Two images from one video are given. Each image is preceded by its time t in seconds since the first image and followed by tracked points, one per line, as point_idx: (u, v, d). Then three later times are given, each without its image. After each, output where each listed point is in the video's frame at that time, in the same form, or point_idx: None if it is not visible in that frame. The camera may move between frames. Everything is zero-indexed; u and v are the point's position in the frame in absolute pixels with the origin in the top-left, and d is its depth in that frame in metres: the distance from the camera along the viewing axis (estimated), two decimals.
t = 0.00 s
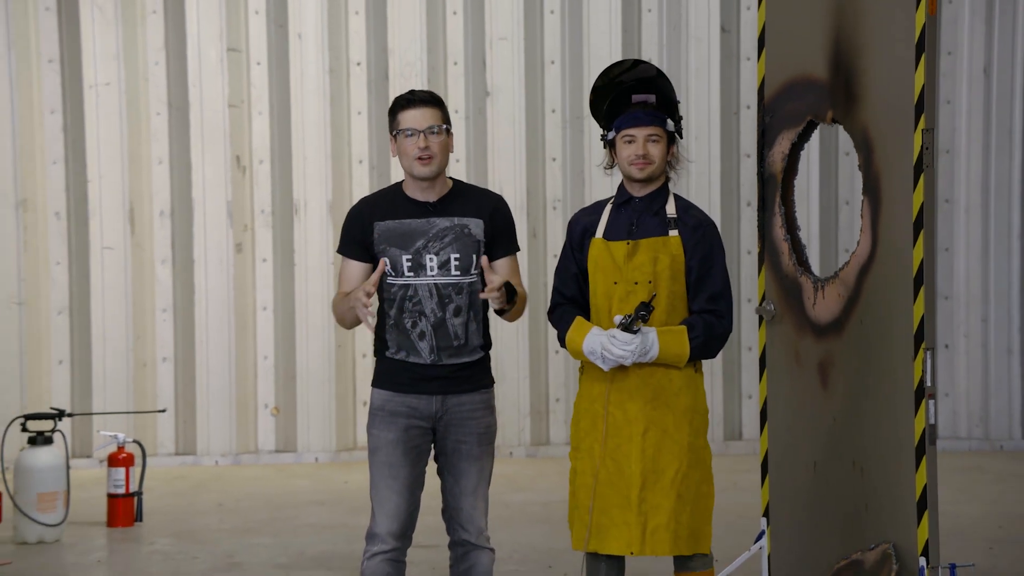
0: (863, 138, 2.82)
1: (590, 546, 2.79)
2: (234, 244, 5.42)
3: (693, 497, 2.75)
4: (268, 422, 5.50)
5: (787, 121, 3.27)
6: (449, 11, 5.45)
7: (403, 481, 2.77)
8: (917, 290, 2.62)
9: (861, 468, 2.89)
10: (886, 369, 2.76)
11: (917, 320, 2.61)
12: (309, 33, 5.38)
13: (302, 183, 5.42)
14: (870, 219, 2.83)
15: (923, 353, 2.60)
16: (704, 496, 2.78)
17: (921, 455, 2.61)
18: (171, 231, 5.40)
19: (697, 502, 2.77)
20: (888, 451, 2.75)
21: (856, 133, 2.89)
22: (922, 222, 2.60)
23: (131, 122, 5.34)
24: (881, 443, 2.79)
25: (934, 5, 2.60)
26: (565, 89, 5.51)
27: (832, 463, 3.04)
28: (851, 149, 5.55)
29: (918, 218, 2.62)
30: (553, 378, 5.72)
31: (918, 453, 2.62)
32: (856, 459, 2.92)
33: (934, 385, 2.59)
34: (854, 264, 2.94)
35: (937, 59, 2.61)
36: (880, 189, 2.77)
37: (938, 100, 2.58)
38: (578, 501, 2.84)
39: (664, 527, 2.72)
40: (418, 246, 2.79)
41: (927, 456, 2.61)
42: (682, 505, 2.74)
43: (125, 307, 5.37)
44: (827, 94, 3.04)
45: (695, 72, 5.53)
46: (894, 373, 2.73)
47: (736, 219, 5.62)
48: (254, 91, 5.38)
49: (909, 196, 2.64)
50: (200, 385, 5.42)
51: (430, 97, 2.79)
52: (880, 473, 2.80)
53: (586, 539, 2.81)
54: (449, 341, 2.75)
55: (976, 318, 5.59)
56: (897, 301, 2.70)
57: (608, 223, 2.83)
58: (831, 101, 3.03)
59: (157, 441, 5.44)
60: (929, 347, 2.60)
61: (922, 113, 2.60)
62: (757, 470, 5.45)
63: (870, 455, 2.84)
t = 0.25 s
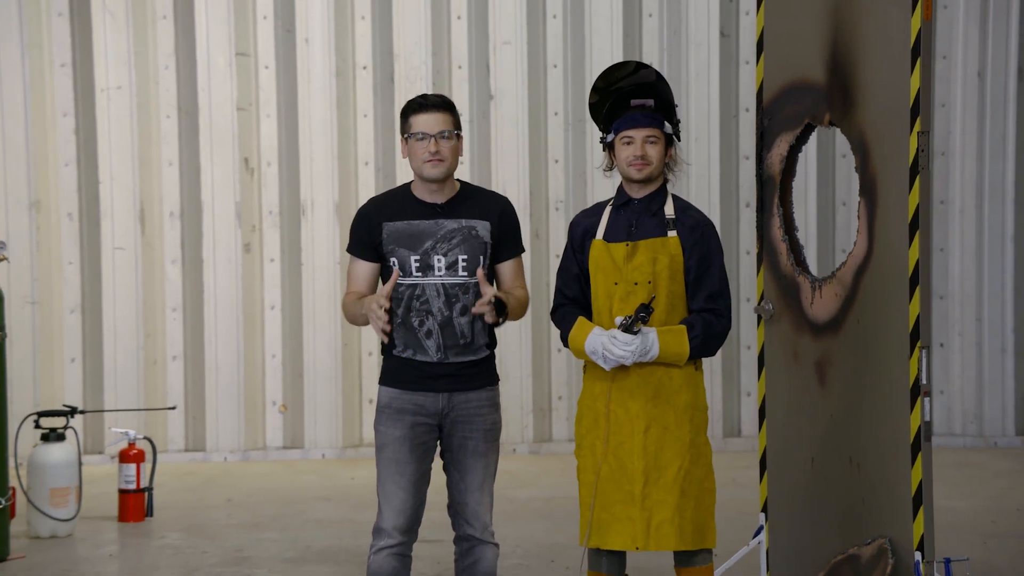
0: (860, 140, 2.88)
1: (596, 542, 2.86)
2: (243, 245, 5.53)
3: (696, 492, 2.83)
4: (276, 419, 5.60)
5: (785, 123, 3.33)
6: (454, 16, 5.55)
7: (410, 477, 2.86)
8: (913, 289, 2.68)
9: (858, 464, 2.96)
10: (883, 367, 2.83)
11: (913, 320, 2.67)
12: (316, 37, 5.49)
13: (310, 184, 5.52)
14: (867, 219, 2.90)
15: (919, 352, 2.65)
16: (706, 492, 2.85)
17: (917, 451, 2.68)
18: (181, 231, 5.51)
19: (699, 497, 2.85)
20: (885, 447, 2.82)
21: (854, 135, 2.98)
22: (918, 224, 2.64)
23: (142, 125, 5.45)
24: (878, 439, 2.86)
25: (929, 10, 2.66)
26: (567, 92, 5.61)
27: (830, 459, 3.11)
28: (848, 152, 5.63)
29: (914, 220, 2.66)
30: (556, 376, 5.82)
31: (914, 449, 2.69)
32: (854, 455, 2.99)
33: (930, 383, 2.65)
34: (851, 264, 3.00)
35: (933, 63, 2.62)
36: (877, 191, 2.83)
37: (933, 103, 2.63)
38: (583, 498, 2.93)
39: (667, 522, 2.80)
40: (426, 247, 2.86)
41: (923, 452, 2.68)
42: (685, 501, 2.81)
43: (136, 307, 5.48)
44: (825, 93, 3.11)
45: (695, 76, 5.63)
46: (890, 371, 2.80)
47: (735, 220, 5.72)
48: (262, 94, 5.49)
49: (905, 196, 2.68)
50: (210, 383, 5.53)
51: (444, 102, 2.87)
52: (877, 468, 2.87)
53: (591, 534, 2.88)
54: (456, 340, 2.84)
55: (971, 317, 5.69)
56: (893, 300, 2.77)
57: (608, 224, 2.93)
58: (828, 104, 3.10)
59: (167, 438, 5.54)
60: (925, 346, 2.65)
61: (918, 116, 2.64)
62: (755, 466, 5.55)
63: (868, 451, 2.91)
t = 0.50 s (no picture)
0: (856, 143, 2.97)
1: (598, 539, 2.87)
2: (250, 245, 5.63)
3: (698, 488, 2.85)
4: (283, 416, 5.71)
5: (783, 124, 3.42)
6: (457, 20, 5.66)
7: (414, 473, 2.85)
8: (907, 289, 2.75)
9: (854, 460, 3.04)
10: (878, 365, 2.90)
11: (907, 319, 2.75)
12: (322, 42, 5.60)
13: (316, 186, 5.64)
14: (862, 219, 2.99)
15: (913, 349, 2.72)
16: (707, 488, 2.88)
17: (912, 448, 2.75)
18: (190, 232, 5.61)
19: (701, 494, 2.87)
20: (880, 443, 2.90)
21: (849, 137, 3.06)
22: (912, 223, 2.72)
23: (151, 127, 5.55)
24: (874, 436, 2.93)
25: (923, 13, 2.72)
26: (568, 95, 5.72)
27: (825, 455, 3.19)
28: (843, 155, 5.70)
29: (908, 218, 2.74)
30: (557, 374, 5.93)
31: (909, 445, 2.76)
32: (850, 451, 3.06)
33: (924, 380, 2.72)
34: (846, 264, 3.08)
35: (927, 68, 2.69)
36: (871, 193, 2.92)
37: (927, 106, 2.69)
38: (585, 497, 2.93)
39: (669, 518, 2.82)
40: (431, 245, 2.86)
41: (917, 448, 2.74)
42: (687, 497, 2.83)
43: (145, 306, 5.59)
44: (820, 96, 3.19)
45: (694, 79, 5.73)
46: (885, 369, 2.88)
47: (732, 221, 5.83)
48: (269, 97, 5.60)
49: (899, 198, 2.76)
50: (217, 380, 5.64)
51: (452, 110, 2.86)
52: (873, 463, 2.95)
53: (593, 532, 2.89)
54: (460, 337, 2.84)
55: (963, 316, 5.79)
56: (888, 300, 2.84)
57: (608, 225, 2.96)
58: (824, 106, 3.17)
59: (176, 434, 5.66)
60: (919, 344, 2.73)
61: (911, 118, 2.73)
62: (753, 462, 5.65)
63: (863, 447, 2.99)
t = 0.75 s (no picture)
0: (850, 147, 3.07)
1: (601, 533, 2.96)
2: (257, 246, 5.75)
3: (697, 484, 2.92)
4: (289, 413, 5.83)
5: (778, 126, 3.53)
6: (460, 25, 5.77)
7: (416, 468, 2.87)
8: (901, 289, 2.83)
9: (848, 455, 3.14)
10: (871, 363, 3.00)
11: (902, 318, 2.82)
12: (328, 46, 5.72)
13: (321, 188, 5.75)
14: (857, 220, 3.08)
15: (907, 348, 2.79)
16: (706, 484, 2.95)
17: (905, 443, 2.82)
18: (198, 233, 5.73)
19: (700, 489, 2.95)
20: (873, 439, 2.99)
21: (844, 140, 3.14)
22: (906, 223, 2.79)
23: (161, 130, 5.67)
24: (867, 432, 3.02)
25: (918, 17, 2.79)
26: (569, 99, 5.83)
27: (821, 450, 3.29)
28: (839, 156, 5.89)
29: (902, 219, 2.78)
30: (558, 372, 6.05)
31: (902, 441, 2.83)
32: (844, 446, 3.16)
33: (917, 378, 2.79)
34: (841, 264, 3.17)
35: (920, 70, 2.77)
36: (867, 193, 2.98)
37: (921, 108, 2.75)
38: (587, 492, 3.01)
39: (669, 513, 2.89)
40: (431, 243, 2.90)
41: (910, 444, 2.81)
42: (687, 492, 2.91)
43: (154, 305, 5.70)
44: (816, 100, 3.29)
45: (692, 82, 5.84)
46: (877, 366, 2.97)
47: (730, 222, 5.93)
48: (276, 101, 5.71)
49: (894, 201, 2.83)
50: (225, 378, 5.76)
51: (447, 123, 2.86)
52: (865, 458, 3.04)
53: (596, 525, 2.97)
54: (460, 333, 2.87)
55: (956, 315, 5.90)
56: (881, 300, 2.93)
57: (609, 226, 3.03)
58: (820, 110, 3.27)
59: (185, 430, 5.78)
60: (912, 342, 2.80)
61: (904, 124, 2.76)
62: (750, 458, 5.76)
63: (856, 442, 3.08)
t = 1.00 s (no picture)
0: (845, 148, 3.17)
1: (601, 527, 3.04)
2: (263, 245, 5.86)
3: (695, 479, 3.02)
4: (295, 409, 5.94)
5: (775, 128, 3.63)
6: (462, 29, 5.88)
7: (417, 463, 2.94)
8: (895, 288, 2.91)
9: (843, 451, 3.23)
10: (865, 360, 3.09)
11: (896, 316, 2.89)
12: (333, 50, 5.83)
13: (326, 189, 5.86)
14: (852, 222, 3.16)
15: (902, 346, 2.86)
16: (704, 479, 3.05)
17: (899, 440, 2.90)
18: (206, 233, 5.84)
19: (698, 485, 3.04)
20: (868, 435, 3.08)
21: (838, 143, 3.24)
22: (900, 224, 2.87)
23: (169, 133, 5.78)
24: (862, 428, 3.11)
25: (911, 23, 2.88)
26: (569, 102, 5.94)
27: (816, 446, 3.39)
28: (833, 158, 6.00)
29: (895, 220, 2.89)
30: (558, 370, 6.16)
31: (897, 438, 2.91)
32: (839, 442, 3.26)
33: (911, 376, 2.88)
34: (836, 264, 3.27)
35: (912, 74, 2.86)
36: (861, 192, 3.07)
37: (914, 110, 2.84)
38: (588, 487, 3.09)
39: (668, 507, 2.98)
40: (429, 250, 2.95)
41: (905, 440, 2.89)
42: (685, 488, 3.00)
43: (162, 304, 5.81)
44: (811, 103, 3.39)
45: (690, 85, 5.95)
46: (871, 364, 3.06)
47: (727, 223, 6.04)
48: (282, 103, 5.82)
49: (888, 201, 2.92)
50: (232, 375, 5.87)
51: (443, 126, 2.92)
52: (859, 454, 3.13)
53: (596, 520, 3.06)
54: (458, 335, 2.93)
55: (949, 313, 6.01)
56: (875, 298, 3.02)
57: (609, 226, 3.11)
58: (815, 113, 3.37)
59: (193, 426, 5.89)
60: (906, 340, 2.87)
61: (899, 127, 2.86)
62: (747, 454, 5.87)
63: (851, 438, 3.17)
